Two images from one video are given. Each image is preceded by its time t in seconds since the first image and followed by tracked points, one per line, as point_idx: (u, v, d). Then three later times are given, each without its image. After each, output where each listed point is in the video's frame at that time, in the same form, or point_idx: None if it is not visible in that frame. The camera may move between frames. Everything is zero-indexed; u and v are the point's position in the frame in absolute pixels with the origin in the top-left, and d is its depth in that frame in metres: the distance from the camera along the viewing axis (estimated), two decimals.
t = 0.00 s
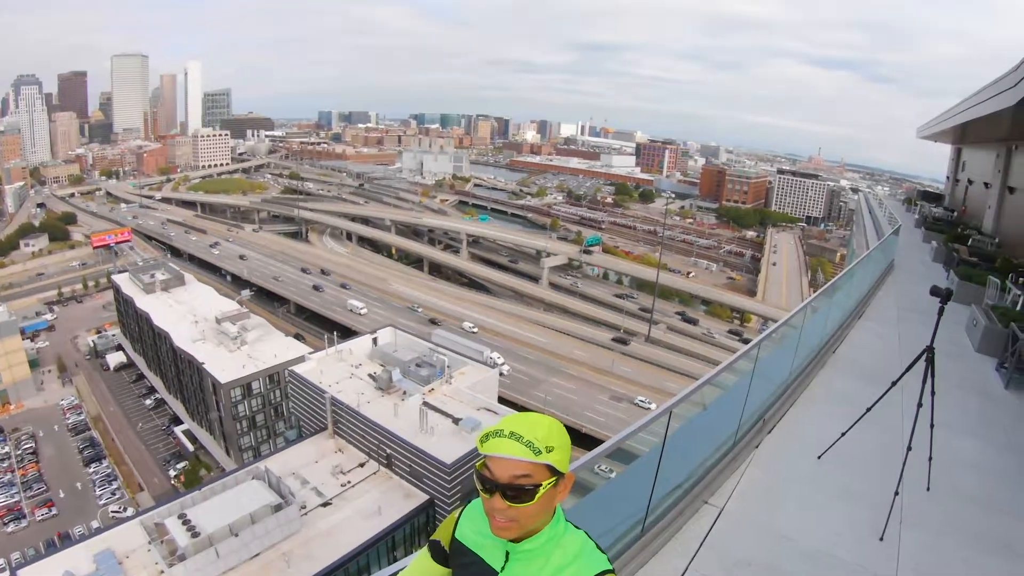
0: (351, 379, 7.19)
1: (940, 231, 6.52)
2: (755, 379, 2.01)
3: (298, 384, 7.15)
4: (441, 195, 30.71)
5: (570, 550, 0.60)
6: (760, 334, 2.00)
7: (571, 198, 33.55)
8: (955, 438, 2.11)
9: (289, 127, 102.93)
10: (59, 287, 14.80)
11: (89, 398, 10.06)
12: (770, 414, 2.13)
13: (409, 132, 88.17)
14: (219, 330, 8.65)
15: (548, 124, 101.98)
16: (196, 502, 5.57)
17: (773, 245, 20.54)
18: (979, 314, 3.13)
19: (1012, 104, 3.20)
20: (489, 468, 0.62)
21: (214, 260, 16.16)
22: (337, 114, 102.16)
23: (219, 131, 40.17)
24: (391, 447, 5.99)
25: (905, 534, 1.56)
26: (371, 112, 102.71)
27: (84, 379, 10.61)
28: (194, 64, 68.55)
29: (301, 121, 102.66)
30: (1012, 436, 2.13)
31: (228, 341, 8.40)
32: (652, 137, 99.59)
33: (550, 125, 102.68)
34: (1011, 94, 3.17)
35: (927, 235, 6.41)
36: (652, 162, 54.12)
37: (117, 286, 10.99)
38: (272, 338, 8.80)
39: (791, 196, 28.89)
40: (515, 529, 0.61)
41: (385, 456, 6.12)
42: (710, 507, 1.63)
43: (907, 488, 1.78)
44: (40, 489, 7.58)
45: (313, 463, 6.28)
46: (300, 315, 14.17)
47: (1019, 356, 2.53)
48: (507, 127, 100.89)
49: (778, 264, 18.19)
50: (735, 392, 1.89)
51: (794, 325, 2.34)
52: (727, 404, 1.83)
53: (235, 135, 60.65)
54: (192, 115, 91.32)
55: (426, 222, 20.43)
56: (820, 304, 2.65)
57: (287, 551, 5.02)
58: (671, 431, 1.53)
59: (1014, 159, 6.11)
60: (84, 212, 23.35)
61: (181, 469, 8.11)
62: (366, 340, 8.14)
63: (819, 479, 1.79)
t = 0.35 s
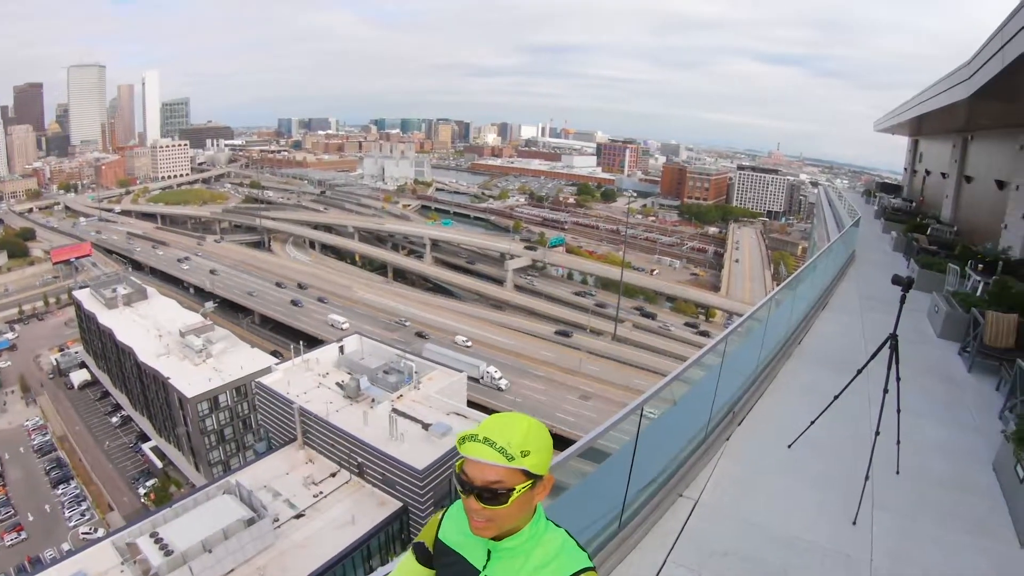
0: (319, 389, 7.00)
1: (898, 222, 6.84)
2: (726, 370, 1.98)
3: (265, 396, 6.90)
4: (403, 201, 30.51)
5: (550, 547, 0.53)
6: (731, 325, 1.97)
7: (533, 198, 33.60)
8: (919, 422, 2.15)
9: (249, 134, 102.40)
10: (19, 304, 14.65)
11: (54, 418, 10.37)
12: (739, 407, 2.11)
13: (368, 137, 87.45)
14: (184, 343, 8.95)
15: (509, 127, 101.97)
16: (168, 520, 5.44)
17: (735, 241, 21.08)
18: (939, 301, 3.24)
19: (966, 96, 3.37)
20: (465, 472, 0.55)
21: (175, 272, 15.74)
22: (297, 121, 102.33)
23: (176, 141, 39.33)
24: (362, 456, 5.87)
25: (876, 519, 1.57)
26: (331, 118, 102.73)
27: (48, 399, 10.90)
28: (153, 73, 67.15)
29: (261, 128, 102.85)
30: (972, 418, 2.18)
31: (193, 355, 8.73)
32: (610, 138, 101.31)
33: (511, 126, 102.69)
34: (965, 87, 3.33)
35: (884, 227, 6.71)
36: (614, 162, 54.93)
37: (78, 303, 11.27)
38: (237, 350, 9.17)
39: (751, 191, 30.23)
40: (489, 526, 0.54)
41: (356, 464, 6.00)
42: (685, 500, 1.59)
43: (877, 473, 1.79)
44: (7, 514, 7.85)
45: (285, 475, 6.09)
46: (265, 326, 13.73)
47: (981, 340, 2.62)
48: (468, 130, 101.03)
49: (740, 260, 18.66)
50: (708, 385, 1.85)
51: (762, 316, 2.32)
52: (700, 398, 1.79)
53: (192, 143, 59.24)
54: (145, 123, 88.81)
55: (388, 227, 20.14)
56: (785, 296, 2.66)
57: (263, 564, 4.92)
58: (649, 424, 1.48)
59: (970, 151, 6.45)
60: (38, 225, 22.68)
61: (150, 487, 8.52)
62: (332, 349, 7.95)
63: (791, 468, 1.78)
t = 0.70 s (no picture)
0: (286, 395, 6.86)
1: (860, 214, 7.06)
2: (699, 364, 1.98)
3: (230, 404, 6.69)
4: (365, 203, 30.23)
5: (544, 550, 0.51)
6: (703, 319, 1.97)
7: (496, 199, 33.97)
8: (886, 409, 2.20)
9: (209, 139, 100.82)
10: None
11: (14, 434, 9.93)
12: (711, 400, 2.12)
13: (330, 139, 86.54)
14: (148, 353, 8.68)
15: (470, 127, 102.17)
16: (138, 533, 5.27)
17: (698, 237, 21.59)
18: (903, 290, 3.35)
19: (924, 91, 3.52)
20: (460, 482, 0.52)
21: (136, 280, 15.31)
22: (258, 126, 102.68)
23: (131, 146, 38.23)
24: (331, 462, 5.76)
25: (852, 505, 1.60)
26: (291, 122, 102.56)
27: (8, 415, 10.45)
28: (113, 79, 65.81)
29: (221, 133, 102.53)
30: (938, 404, 2.25)
31: (158, 365, 8.46)
32: (572, 138, 102.71)
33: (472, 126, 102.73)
34: (923, 83, 3.48)
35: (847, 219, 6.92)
36: (575, 161, 55.80)
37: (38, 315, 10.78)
38: (203, 358, 8.93)
39: (713, 186, 31.06)
40: (484, 531, 0.52)
41: (326, 470, 5.88)
42: (662, 494, 1.59)
43: (849, 460, 1.83)
44: None
45: (254, 483, 5.93)
46: (228, 333, 13.51)
47: (943, 327, 2.72)
48: (429, 131, 101.24)
49: (702, 257, 19.10)
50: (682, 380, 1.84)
51: (731, 310, 2.34)
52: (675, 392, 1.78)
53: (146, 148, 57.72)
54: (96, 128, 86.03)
55: (353, 230, 20.01)
56: (754, 289, 2.70)
57: (235, 575, 4.75)
58: (628, 418, 1.46)
59: (929, 144, 6.70)
60: None
61: (119, 501, 8.27)
62: (298, 355, 7.82)
63: (765, 459, 1.79)
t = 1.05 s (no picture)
0: (255, 395, 6.76)
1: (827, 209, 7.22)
2: (676, 360, 2.00)
3: (199, 406, 6.55)
4: (332, 200, 30.08)
5: (548, 558, 0.51)
6: (680, 315, 1.99)
7: (463, 194, 34.30)
8: (859, 401, 2.25)
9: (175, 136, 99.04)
10: None
11: None
12: (686, 395, 2.14)
13: (297, 135, 85.81)
14: (113, 354, 8.47)
15: (439, 123, 102.37)
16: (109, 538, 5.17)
17: (665, 233, 22.08)
18: (872, 284, 3.43)
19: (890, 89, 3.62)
20: (465, 492, 0.51)
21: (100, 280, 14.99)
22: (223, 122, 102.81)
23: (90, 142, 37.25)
24: (302, 461, 5.70)
25: (829, 497, 1.62)
26: (258, 119, 102.60)
27: None
28: (80, 76, 64.47)
29: (186, 129, 102.68)
30: (909, 396, 2.30)
31: (124, 366, 8.26)
32: (539, 133, 103.90)
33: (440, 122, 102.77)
34: (890, 82, 3.56)
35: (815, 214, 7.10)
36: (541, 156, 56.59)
37: None
38: (171, 359, 8.75)
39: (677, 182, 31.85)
40: (486, 537, 0.52)
41: (296, 470, 5.83)
42: (643, 490, 1.59)
43: (825, 453, 1.86)
44: None
45: (224, 485, 5.84)
46: (196, 333, 13.33)
47: (913, 320, 2.78)
48: (397, 127, 101.66)
49: (670, 252, 19.54)
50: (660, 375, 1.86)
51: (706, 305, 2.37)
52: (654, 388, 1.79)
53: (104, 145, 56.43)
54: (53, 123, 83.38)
55: (321, 228, 19.91)
56: (728, 284, 2.73)
57: None
58: (609, 416, 1.45)
59: (896, 140, 6.87)
60: None
61: (88, 506, 8.09)
62: (267, 353, 7.71)
63: (742, 453, 1.82)
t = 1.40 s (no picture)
0: (229, 395, 6.67)
1: (798, 200, 7.35)
2: (655, 351, 2.01)
3: (173, 408, 6.42)
4: (303, 197, 29.90)
5: (552, 551, 0.51)
6: (659, 307, 2.01)
7: (434, 189, 34.68)
8: (834, 389, 2.30)
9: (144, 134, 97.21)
10: None
11: None
12: (666, 386, 2.17)
13: (266, 131, 85.26)
14: (85, 357, 8.29)
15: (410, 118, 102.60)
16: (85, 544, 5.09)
17: (637, 226, 22.58)
18: (845, 275, 3.51)
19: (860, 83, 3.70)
20: (470, 487, 0.51)
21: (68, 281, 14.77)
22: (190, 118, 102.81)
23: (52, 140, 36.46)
24: (277, 460, 5.66)
25: (808, 484, 1.66)
26: (226, 114, 102.55)
27: None
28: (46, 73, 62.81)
29: (153, 127, 102.56)
30: (885, 384, 2.36)
31: (95, 369, 8.10)
32: (512, 128, 104.66)
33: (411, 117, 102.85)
34: (860, 75, 3.64)
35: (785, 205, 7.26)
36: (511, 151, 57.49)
37: None
38: (144, 359, 8.61)
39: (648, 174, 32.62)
40: (491, 534, 0.52)
41: (272, 469, 5.78)
42: (625, 481, 1.61)
43: (803, 440, 1.90)
44: None
45: (199, 487, 5.75)
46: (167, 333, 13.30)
47: (887, 309, 2.84)
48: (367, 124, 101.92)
49: (641, 246, 19.99)
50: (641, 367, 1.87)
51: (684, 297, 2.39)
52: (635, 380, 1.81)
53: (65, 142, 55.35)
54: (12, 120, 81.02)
55: (292, 225, 19.84)
56: (704, 276, 2.76)
57: None
58: (593, 407, 1.46)
59: (866, 132, 7.00)
60: None
61: (63, 512, 7.94)
62: (240, 352, 7.62)
63: (721, 442, 1.85)
